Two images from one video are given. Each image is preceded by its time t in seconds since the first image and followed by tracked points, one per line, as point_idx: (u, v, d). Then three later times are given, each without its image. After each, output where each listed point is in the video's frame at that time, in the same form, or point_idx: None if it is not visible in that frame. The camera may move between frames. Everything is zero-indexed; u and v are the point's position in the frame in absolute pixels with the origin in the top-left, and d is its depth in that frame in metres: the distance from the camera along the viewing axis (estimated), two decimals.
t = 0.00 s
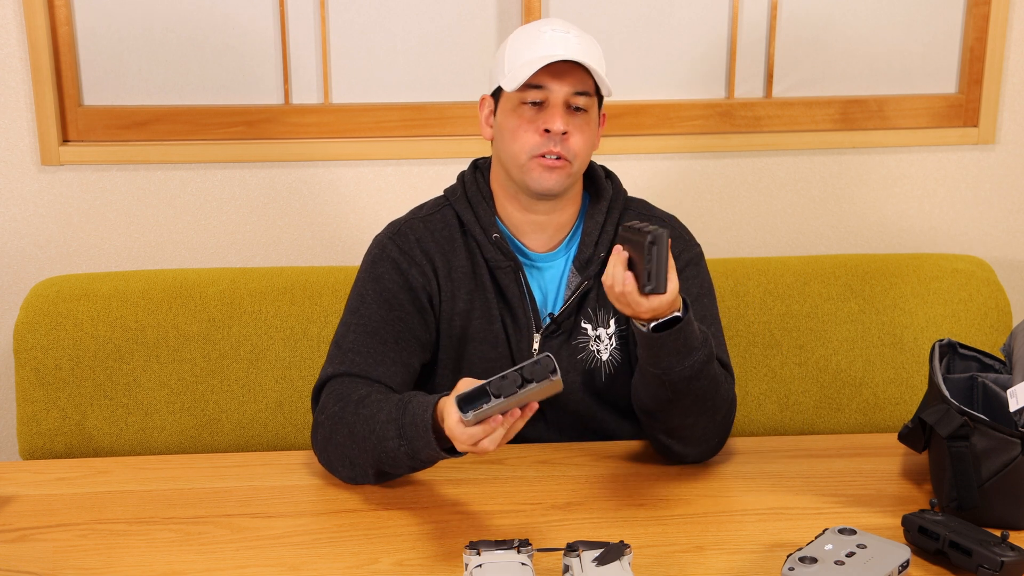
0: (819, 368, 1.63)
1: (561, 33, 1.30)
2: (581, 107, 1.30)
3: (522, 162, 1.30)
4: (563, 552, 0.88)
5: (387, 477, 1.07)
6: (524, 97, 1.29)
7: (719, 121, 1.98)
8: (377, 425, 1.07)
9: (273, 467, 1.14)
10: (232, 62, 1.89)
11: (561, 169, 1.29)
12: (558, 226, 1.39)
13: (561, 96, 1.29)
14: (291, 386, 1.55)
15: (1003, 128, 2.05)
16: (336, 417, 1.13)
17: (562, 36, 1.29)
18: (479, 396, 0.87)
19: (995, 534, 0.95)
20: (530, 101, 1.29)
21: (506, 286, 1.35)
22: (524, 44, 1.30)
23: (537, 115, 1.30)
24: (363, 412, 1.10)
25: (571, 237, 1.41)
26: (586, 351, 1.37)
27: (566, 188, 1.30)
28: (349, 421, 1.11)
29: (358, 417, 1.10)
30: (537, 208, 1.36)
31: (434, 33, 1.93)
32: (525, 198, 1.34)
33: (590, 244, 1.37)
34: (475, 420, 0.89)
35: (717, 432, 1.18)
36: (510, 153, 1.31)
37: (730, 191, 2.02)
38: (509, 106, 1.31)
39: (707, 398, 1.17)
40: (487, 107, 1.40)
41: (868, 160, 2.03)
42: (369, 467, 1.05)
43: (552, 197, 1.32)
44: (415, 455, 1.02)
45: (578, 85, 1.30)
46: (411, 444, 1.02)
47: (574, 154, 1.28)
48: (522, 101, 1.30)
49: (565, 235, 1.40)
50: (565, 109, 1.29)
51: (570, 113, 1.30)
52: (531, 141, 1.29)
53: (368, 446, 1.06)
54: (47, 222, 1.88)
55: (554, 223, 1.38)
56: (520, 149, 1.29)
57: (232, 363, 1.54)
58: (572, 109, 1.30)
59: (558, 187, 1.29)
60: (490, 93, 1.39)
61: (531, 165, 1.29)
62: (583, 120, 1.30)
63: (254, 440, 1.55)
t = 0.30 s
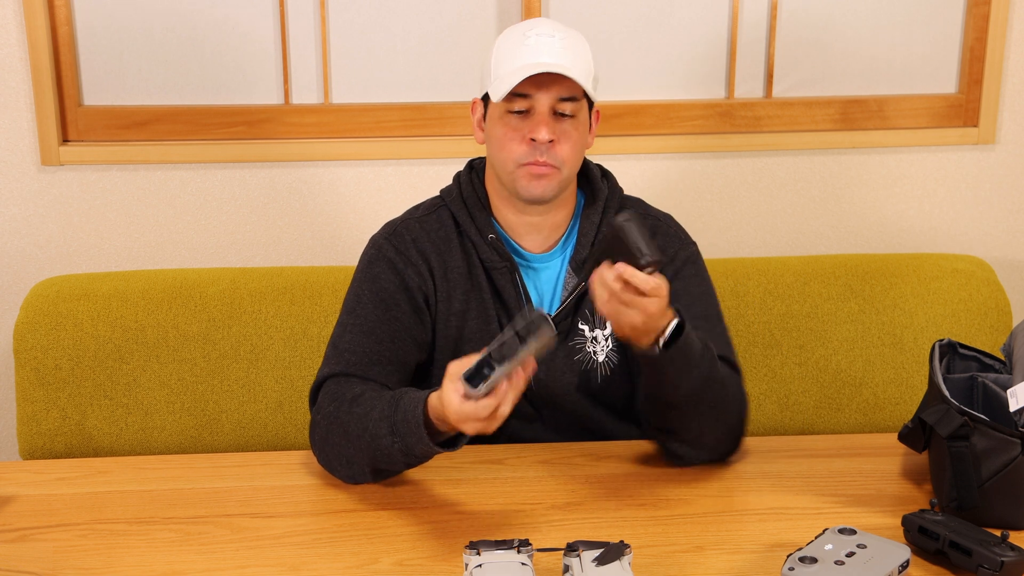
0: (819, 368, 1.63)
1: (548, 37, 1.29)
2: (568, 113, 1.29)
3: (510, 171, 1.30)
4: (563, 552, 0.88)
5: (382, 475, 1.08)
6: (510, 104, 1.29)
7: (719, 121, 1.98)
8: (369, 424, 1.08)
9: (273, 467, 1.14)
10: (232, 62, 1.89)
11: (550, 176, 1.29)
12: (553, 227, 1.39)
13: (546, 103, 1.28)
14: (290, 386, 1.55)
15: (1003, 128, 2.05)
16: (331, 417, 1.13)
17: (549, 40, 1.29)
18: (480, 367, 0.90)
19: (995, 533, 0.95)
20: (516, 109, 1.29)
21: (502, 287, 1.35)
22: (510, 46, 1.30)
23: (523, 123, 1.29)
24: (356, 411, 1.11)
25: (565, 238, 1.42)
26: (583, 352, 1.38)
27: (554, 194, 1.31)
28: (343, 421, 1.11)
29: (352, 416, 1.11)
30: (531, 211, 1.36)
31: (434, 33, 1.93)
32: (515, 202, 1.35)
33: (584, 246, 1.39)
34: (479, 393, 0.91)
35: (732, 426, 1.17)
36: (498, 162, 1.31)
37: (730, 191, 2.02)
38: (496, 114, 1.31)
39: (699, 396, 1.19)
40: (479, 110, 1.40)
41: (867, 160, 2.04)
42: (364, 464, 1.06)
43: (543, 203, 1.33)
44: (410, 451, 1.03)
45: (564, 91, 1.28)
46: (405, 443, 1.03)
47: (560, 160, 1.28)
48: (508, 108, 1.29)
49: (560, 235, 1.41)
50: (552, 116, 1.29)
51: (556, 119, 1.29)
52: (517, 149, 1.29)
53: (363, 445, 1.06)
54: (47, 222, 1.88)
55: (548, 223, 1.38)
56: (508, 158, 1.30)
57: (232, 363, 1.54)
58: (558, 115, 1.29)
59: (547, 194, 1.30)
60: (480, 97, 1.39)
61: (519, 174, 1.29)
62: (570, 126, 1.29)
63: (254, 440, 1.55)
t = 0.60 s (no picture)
0: (819, 368, 1.63)
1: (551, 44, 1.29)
2: (565, 122, 1.28)
3: (505, 178, 1.30)
4: (563, 552, 0.88)
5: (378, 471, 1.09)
6: (507, 111, 1.28)
7: (719, 121, 1.98)
8: (364, 420, 1.09)
9: (273, 467, 1.14)
10: (232, 62, 1.89)
11: (544, 185, 1.29)
12: (554, 232, 1.39)
13: (543, 112, 1.28)
14: (290, 386, 1.55)
15: (1003, 128, 2.05)
16: (327, 415, 1.14)
17: (552, 47, 1.29)
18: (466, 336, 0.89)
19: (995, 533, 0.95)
20: (512, 116, 1.28)
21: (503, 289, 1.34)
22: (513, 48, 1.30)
23: (519, 130, 1.28)
24: (351, 408, 1.12)
25: (569, 241, 1.41)
26: (586, 357, 1.36)
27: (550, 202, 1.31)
28: (339, 418, 1.12)
29: (348, 412, 1.12)
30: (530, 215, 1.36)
31: (434, 33, 1.93)
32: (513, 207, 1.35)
33: (590, 249, 1.37)
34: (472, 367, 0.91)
35: (729, 441, 1.17)
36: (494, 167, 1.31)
37: (730, 191, 2.02)
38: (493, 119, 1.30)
39: (679, 429, 1.18)
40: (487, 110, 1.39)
41: (868, 160, 2.04)
42: (361, 459, 1.07)
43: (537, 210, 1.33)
44: (405, 445, 1.04)
45: (560, 101, 1.28)
46: (400, 437, 1.04)
47: (555, 170, 1.28)
48: (505, 114, 1.28)
49: (562, 240, 1.40)
50: (547, 125, 1.28)
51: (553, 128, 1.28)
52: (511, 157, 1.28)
53: (358, 440, 1.07)
54: (47, 222, 1.88)
55: (548, 228, 1.38)
56: (503, 165, 1.29)
57: (232, 363, 1.53)
58: (554, 124, 1.28)
59: (540, 202, 1.30)
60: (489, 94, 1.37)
61: (514, 180, 1.29)
62: (566, 135, 1.29)
63: (254, 440, 1.55)
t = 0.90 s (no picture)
0: (819, 368, 1.63)
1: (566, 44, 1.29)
2: (574, 122, 1.29)
3: (511, 174, 1.29)
4: (563, 552, 0.88)
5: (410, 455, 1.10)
6: (517, 107, 1.28)
7: (719, 121, 1.98)
8: (381, 406, 1.10)
9: (274, 467, 1.14)
10: (233, 62, 1.89)
11: (549, 182, 1.29)
12: (560, 233, 1.39)
13: (553, 110, 1.28)
14: (291, 386, 1.55)
15: (1003, 127, 2.05)
16: (351, 411, 1.15)
17: (568, 46, 1.29)
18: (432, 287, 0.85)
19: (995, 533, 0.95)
20: (522, 112, 1.28)
21: (511, 287, 1.34)
22: (530, 46, 1.30)
23: (528, 126, 1.28)
24: (371, 392, 1.14)
25: (576, 241, 1.42)
26: (587, 359, 1.36)
27: (556, 201, 1.31)
28: (360, 408, 1.13)
29: (367, 400, 1.13)
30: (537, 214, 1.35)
31: (434, 33, 1.93)
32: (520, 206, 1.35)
33: (597, 252, 1.37)
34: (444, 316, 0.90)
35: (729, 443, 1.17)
36: (501, 163, 1.30)
37: (730, 191, 2.02)
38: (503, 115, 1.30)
39: (680, 436, 1.16)
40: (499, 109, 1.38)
41: (868, 161, 2.04)
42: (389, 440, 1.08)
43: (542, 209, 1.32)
44: (427, 410, 1.06)
45: (571, 101, 1.28)
46: (420, 404, 1.06)
47: (561, 168, 1.28)
48: (515, 110, 1.28)
49: (567, 240, 1.40)
50: (557, 122, 1.28)
51: (561, 127, 1.29)
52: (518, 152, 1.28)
53: (384, 421, 1.09)
54: (47, 222, 1.88)
55: (555, 228, 1.38)
56: (509, 160, 1.29)
57: (232, 363, 1.53)
58: (563, 123, 1.29)
59: (545, 200, 1.29)
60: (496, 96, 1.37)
61: (519, 177, 1.29)
62: (575, 135, 1.29)
63: (254, 440, 1.55)
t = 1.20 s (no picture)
0: (819, 368, 1.63)
1: (535, 36, 1.28)
2: (557, 111, 1.29)
3: (499, 172, 1.29)
4: (563, 552, 0.88)
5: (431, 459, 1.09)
6: (498, 105, 1.28)
7: (719, 121, 1.98)
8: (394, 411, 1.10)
9: (274, 467, 1.14)
10: (233, 62, 1.89)
11: (539, 175, 1.28)
12: (558, 230, 1.38)
13: (533, 102, 1.28)
14: (291, 386, 1.55)
15: (1003, 128, 2.05)
16: (370, 422, 1.15)
17: (537, 39, 1.28)
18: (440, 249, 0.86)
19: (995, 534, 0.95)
20: (504, 109, 1.28)
21: (513, 293, 1.33)
22: (500, 45, 1.29)
23: (512, 122, 1.28)
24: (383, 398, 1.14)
25: (574, 241, 1.42)
26: (596, 360, 1.36)
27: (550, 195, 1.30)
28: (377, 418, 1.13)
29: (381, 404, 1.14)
30: (533, 213, 1.35)
31: (434, 33, 1.93)
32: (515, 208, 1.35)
33: (597, 251, 1.37)
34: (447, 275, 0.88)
35: (736, 442, 1.17)
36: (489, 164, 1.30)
37: (730, 191, 2.02)
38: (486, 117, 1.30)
39: (680, 433, 1.17)
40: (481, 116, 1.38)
41: (867, 161, 2.04)
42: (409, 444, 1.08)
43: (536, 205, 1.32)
44: (434, 401, 1.06)
45: (551, 90, 1.28)
46: (426, 396, 1.06)
47: (549, 159, 1.28)
48: (497, 109, 1.29)
49: (564, 241, 1.40)
50: (540, 115, 1.28)
51: (544, 118, 1.29)
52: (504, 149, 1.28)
53: (399, 422, 1.09)
54: (47, 222, 1.88)
55: (552, 226, 1.38)
56: (497, 159, 1.29)
57: (232, 363, 1.53)
58: (546, 114, 1.29)
59: (538, 194, 1.28)
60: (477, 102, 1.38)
61: (509, 174, 1.28)
62: (560, 124, 1.29)
63: (254, 440, 1.55)
